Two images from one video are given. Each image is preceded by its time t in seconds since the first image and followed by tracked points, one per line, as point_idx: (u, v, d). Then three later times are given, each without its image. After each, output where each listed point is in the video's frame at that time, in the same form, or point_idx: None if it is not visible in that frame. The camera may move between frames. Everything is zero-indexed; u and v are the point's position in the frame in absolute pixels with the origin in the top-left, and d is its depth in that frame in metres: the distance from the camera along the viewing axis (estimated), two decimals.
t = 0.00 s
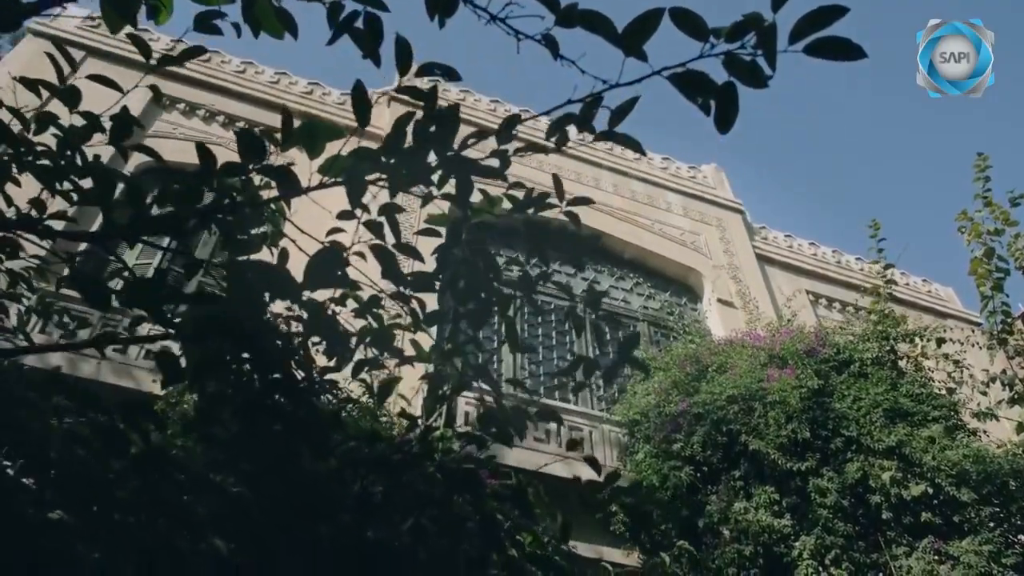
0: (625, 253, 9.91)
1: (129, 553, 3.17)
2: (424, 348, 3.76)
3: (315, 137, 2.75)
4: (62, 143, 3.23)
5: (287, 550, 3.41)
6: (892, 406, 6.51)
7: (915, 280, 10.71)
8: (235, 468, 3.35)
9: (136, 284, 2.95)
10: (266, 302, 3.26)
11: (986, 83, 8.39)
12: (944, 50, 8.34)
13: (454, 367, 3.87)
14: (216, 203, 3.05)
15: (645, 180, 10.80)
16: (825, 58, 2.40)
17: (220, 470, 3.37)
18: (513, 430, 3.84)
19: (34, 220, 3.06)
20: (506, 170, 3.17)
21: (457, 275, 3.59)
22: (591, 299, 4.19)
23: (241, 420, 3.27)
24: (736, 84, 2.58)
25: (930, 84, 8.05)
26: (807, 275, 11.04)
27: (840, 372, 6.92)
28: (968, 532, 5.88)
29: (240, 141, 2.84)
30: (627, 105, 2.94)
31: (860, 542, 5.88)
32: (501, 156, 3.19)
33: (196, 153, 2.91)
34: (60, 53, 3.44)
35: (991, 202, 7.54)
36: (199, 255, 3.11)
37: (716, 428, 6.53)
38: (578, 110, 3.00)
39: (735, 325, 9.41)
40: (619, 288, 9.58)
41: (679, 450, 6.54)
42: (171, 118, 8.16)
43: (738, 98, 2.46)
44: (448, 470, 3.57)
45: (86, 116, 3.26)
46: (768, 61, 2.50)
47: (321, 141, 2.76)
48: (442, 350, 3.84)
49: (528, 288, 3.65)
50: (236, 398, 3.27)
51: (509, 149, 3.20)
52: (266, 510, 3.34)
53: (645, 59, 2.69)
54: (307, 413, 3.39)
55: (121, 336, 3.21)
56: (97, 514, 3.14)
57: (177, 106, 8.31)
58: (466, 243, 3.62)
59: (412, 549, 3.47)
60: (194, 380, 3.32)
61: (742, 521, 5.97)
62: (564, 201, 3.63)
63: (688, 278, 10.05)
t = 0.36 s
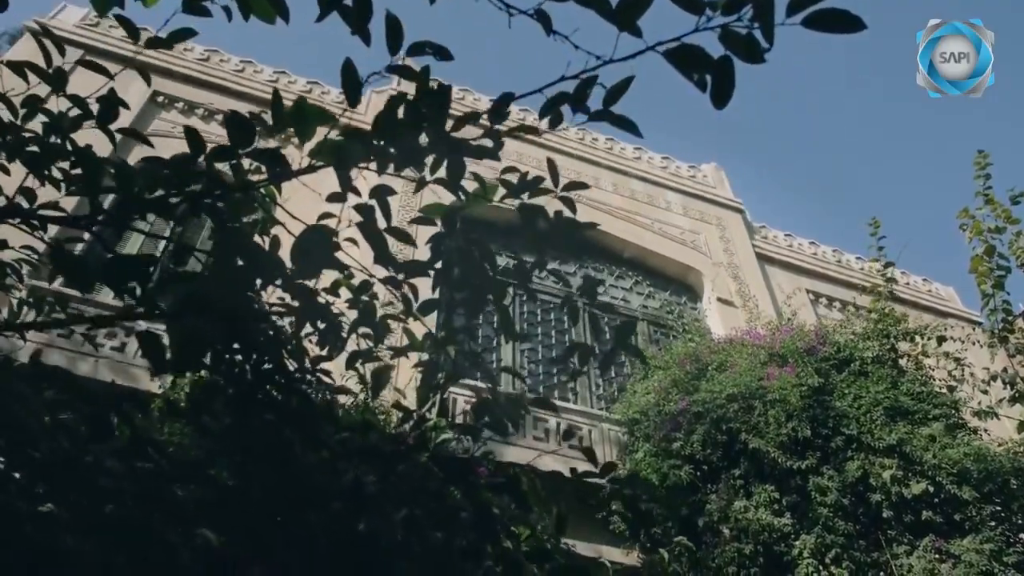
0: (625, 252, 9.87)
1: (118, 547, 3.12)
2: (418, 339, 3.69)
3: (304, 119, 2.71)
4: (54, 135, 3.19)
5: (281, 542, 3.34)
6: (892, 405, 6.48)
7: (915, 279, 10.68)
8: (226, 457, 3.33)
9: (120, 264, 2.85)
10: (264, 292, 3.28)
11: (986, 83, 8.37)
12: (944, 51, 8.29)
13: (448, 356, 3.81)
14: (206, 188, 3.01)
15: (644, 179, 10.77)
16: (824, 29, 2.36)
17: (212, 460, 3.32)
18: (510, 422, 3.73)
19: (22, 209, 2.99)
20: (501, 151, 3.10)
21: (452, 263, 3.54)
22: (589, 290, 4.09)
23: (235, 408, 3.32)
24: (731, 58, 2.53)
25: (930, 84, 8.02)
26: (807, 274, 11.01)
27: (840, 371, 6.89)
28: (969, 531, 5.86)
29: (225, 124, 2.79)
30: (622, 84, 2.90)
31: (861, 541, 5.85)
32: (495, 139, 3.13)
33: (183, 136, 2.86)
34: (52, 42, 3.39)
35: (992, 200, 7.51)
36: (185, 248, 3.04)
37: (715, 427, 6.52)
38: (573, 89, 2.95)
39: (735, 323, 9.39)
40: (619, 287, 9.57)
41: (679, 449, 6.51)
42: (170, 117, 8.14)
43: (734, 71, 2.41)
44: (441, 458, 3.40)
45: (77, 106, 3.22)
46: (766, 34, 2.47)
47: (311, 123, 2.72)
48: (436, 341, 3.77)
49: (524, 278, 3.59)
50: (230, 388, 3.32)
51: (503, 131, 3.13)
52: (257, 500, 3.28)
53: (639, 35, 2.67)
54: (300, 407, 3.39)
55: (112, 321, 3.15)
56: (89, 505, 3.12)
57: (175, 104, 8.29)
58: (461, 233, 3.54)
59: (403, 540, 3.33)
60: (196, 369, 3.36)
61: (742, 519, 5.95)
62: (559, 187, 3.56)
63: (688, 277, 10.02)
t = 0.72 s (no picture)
0: (625, 250, 9.85)
1: (104, 534, 3.00)
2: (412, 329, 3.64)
3: (295, 98, 2.68)
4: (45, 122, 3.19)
5: (273, 536, 3.23)
6: (893, 402, 6.44)
7: (915, 278, 10.66)
8: (217, 445, 3.27)
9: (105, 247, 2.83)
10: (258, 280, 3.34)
11: (987, 82, 8.33)
12: (944, 50, 8.27)
13: (446, 343, 3.77)
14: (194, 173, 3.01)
15: (645, 177, 10.75)
16: None
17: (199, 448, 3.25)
18: (505, 411, 3.69)
19: (11, 196, 2.96)
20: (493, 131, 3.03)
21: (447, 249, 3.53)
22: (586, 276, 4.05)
23: (226, 398, 3.35)
24: (727, 30, 2.50)
25: (929, 84, 8.01)
26: (807, 273, 10.98)
27: (840, 369, 6.86)
28: (970, 529, 5.82)
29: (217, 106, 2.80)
30: (617, 61, 2.87)
31: (861, 539, 5.83)
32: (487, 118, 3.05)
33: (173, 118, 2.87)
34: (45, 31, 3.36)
35: (993, 197, 7.48)
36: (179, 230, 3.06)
37: (715, 425, 6.49)
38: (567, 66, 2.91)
39: (735, 322, 9.35)
40: (618, 286, 9.56)
41: (679, 447, 6.48)
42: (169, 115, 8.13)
43: (731, 43, 2.38)
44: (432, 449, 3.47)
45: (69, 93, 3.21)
46: (764, 4, 2.44)
47: (303, 102, 2.69)
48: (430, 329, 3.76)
49: (519, 265, 3.55)
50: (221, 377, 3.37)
51: (494, 109, 3.04)
52: (250, 490, 3.23)
53: (634, 8, 2.63)
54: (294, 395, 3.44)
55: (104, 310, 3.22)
56: (77, 491, 3.05)
57: (173, 102, 8.26)
58: (455, 221, 3.55)
59: (397, 533, 3.24)
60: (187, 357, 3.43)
61: (742, 518, 5.92)
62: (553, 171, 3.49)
63: (688, 276, 9.98)
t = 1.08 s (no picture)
0: (625, 248, 9.81)
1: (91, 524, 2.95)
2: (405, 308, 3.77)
3: (285, 82, 2.63)
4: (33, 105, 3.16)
5: (265, 523, 3.20)
6: (894, 400, 6.41)
7: (916, 276, 10.63)
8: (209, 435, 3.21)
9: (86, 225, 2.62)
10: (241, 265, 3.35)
11: (987, 82, 8.28)
12: (944, 50, 8.23)
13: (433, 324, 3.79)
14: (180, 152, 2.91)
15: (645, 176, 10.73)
16: None
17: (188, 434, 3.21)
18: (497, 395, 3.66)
19: None
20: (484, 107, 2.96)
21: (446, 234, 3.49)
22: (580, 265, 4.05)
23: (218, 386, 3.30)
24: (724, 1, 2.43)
25: (929, 84, 8.00)
26: (807, 271, 10.95)
27: (841, 366, 6.83)
28: (971, 526, 5.79)
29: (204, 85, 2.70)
30: (611, 37, 2.81)
31: (862, 537, 5.80)
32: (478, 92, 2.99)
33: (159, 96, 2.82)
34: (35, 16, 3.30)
35: (993, 194, 7.45)
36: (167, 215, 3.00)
37: (715, 422, 6.47)
38: (559, 41, 2.86)
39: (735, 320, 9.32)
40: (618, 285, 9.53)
41: (679, 445, 6.45)
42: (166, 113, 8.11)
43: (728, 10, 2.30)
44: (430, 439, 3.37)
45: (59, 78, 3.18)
46: None
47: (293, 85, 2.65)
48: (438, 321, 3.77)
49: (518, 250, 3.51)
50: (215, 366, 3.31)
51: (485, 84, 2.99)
52: (243, 479, 3.19)
53: None
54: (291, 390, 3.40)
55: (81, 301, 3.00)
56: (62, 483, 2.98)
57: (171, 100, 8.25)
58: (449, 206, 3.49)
59: (390, 523, 3.20)
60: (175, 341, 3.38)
61: (742, 515, 5.89)
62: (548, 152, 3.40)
63: (687, 274, 9.96)
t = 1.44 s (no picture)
0: (625, 246, 9.78)
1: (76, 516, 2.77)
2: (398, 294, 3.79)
3: (270, 59, 2.64)
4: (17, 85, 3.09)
5: (254, 513, 3.07)
6: (894, 397, 6.38)
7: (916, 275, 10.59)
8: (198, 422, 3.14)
9: (69, 192, 2.47)
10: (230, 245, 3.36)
11: (987, 82, 8.24)
12: (944, 51, 8.19)
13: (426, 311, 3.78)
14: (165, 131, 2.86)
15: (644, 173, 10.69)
16: None
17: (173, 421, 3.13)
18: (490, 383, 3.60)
19: None
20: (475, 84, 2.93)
21: (440, 217, 3.44)
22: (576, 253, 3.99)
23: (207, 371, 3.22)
24: None
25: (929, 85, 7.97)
26: (807, 269, 10.91)
27: (841, 363, 6.79)
28: (973, 523, 5.75)
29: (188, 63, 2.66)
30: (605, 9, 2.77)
31: (862, 534, 5.77)
32: (470, 68, 2.91)
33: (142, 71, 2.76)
34: None
35: (994, 190, 7.42)
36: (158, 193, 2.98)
37: (715, 419, 6.43)
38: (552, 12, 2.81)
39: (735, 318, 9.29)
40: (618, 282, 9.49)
41: (678, 442, 6.41)
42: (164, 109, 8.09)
43: None
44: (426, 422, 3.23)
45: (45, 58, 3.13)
46: None
47: (278, 64, 2.66)
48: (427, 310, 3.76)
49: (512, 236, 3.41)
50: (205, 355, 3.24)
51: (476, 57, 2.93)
52: (232, 465, 3.08)
53: None
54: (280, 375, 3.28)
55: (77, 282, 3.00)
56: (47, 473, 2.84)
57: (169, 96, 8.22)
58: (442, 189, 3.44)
59: (382, 511, 3.07)
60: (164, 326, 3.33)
61: (742, 513, 5.86)
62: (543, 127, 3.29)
63: (687, 272, 9.92)
